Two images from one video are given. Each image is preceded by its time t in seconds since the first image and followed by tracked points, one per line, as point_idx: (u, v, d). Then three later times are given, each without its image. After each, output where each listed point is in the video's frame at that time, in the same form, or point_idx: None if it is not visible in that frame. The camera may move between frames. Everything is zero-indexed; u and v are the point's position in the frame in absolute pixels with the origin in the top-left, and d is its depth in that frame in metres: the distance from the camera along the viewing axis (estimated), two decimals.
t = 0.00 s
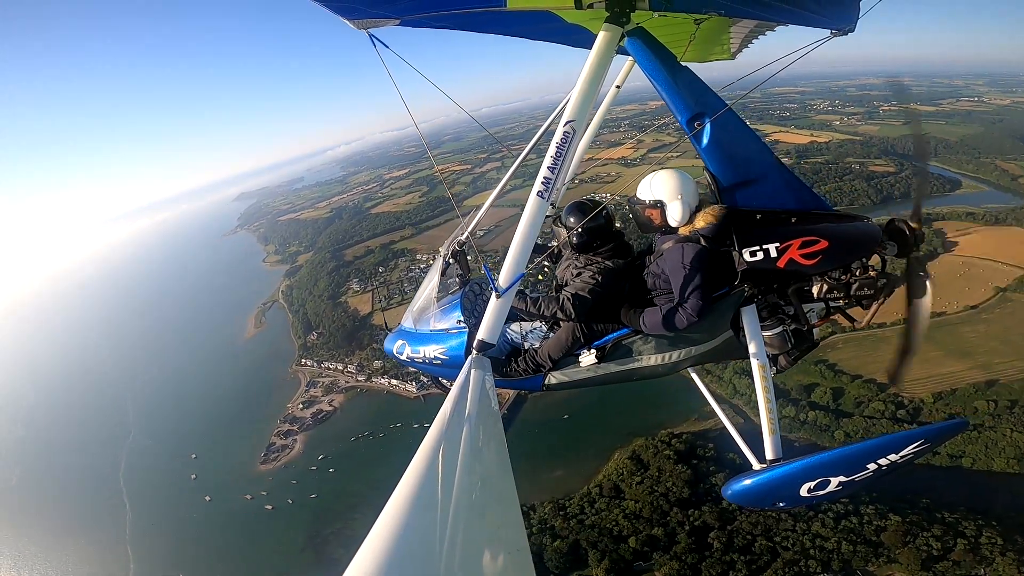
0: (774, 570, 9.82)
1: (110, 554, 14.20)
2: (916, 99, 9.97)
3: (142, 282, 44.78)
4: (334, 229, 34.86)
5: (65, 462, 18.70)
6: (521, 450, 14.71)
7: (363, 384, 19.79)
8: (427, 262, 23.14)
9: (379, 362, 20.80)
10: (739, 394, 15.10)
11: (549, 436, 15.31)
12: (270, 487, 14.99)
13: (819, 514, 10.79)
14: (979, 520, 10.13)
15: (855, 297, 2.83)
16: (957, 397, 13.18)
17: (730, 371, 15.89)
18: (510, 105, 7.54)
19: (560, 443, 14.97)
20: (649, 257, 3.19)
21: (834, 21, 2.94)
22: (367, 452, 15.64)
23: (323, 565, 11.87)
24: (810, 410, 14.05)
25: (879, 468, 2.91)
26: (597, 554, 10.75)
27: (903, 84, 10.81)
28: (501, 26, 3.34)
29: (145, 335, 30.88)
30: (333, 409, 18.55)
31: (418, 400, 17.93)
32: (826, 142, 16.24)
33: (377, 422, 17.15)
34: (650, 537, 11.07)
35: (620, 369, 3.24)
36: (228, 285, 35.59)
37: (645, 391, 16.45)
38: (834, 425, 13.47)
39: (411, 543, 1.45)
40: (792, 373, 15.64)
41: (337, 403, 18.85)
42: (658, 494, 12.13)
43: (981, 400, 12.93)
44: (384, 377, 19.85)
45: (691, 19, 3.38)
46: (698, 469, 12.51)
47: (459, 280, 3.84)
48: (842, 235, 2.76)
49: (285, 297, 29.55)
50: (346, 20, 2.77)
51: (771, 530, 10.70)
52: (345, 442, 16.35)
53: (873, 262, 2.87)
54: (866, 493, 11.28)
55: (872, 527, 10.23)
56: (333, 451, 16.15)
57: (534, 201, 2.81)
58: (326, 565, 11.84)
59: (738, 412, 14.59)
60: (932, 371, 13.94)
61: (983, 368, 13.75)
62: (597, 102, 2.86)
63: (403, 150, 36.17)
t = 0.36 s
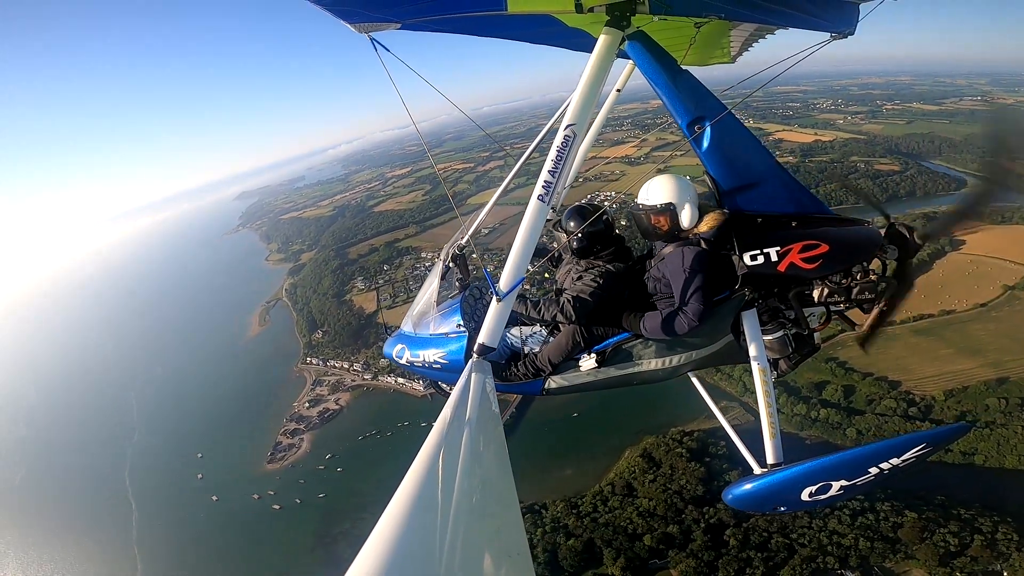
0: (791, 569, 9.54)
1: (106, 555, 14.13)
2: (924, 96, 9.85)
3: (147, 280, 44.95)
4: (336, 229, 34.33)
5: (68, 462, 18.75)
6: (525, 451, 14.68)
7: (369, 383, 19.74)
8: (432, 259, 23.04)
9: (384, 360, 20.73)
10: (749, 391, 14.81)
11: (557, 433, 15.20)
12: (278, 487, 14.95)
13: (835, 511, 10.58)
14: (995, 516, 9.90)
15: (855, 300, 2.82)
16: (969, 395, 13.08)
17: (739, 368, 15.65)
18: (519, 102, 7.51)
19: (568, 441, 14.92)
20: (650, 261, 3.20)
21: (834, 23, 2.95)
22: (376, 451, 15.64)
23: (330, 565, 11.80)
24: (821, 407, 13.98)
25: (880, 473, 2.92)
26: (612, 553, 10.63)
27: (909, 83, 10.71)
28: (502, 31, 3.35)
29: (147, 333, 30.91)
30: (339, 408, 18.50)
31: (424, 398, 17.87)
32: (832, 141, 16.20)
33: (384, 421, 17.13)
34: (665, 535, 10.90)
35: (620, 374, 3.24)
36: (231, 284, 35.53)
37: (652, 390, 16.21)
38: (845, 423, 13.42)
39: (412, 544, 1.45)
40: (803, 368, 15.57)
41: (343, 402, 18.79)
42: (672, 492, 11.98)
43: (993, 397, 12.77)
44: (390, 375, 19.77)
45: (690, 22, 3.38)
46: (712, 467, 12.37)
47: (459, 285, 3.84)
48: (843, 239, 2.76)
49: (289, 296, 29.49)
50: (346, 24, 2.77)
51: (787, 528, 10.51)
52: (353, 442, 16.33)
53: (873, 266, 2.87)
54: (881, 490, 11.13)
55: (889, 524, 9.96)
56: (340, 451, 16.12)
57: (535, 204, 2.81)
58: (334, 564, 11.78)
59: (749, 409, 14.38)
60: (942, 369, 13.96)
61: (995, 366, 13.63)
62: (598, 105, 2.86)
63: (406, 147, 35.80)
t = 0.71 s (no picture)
0: (812, 566, 9.53)
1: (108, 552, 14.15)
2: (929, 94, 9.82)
3: (153, 278, 45.14)
4: (338, 227, 34.26)
5: (74, 461, 18.80)
6: (533, 450, 14.47)
7: (376, 381, 19.70)
8: (437, 257, 22.96)
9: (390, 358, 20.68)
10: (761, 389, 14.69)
11: (567, 430, 14.99)
12: (286, 486, 14.93)
13: (853, 507, 10.50)
14: (1011, 512, 9.95)
15: (858, 303, 2.83)
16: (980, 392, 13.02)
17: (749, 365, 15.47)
18: (528, 98, 7.47)
19: (581, 439, 14.63)
20: (652, 264, 3.20)
21: (835, 26, 2.97)
22: (384, 450, 15.67)
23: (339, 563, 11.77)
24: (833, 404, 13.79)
25: (884, 476, 2.93)
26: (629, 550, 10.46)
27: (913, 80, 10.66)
28: (503, 32, 3.35)
29: (150, 332, 30.90)
30: (346, 406, 18.47)
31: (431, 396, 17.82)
32: (836, 140, 16.15)
33: (390, 420, 17.12)
34: (682, 533, 10.76)
35: (623, 377, 3.24)
36: (235, 283, 35.51)
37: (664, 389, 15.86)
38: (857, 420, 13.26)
39: (411, 541, 1.46)
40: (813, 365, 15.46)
41: (350, 401, 18.77)
42: (687, 489, 11.87)
43: (1005, 394, 12.66)
44: (396, 373, 19.68)
45: (693, 25, 3.38)
46: (726, 465, 12.35)
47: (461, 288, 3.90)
48: (846, 242, 2.75)
49: (294, 295, 29.46)
50: (349, 24, 2.77)
51: (804, 524, 10.48)
52: (360, 441, 16.31)
53: (876, 268, 2.87)
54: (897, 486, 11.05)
55: (907, 520, 9.93)
56: (348, 450, 16.13)
57: (536, 206, 2.81)
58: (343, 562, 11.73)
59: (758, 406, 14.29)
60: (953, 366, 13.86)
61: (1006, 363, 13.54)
62: (600, 107, 2.85)
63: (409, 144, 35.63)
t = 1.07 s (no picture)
0: (830, 564, 9.25)
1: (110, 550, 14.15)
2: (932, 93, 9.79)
3: (155, 278, 45.13)
4: (341, 225, 34.16)
5: (80, 460, 18.86)
6: (542, 447, 14.18)
7: (382, 380, 19.66)
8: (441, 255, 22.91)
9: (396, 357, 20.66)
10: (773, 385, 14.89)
11: (575, 427, 14.74)
12: (293, 486, 14.92)
13: (869, 504, 10.31)
14: None
15: (859, 305, 2.85)
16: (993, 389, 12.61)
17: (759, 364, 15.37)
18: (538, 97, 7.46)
19: (592, 435, 14.41)
20: (653, 266, 3.21)
21: (838, 29, 2.97)
22: (392, 450, 15.68)
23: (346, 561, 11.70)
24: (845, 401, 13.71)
25: (885, 476, 2.93)
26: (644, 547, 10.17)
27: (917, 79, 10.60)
28: (505, 33, 3.36)
29: (155, 331, 30.92)
30: (353, 405, 18.46)
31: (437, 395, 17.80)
32: (840, 139, 16.10)
33: (397, 419, 17.13)
34: (698, 530, 10.44)
35: (624, 379, 3.25)
36: (238, 282, 35.52)
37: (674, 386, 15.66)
38: (869, 417, 13.21)
39: (410, 540, 1.48)
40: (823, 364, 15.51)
41: (357, 400, 18.76)
42: (701, 486, 11.66)
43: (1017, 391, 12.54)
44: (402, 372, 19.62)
45: (696, 28, 3.39)
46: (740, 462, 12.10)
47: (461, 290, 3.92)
48: (847, 245, 2.76)
49: (298, 294, 29.43)
50: (352, 24, 2.78)
51: (821, 521, 10.18)
52: (368, 440, 16.30)
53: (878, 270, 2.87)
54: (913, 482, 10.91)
55: (924, 516, 9.73)
56: (355, 450, 16.14)
57: (537, 207, 2.81)
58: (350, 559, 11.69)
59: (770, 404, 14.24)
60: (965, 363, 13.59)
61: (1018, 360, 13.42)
62: (602, 107, 2.85)
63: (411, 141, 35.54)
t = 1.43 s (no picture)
0: (853, 561, 9.15)
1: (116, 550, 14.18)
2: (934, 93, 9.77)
3: (158, 279, 45.17)
4: (344, 224, 34.14)
5: (86, 459, 18.86)
6: (550, 443, 13.99)
7: (388, 379, 19.55)
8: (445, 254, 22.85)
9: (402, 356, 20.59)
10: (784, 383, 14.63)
11: (580, 426, 14.38)
12: (302, 487, 14.87)
13: (887, 500, 10.21)
14: None
15: (860, 309, 2.86)
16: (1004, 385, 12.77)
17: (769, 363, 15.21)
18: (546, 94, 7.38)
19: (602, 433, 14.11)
20: (652, 268, 3.21)
21: (841, 30, 2.97)
22: (400, 450, 15.62)
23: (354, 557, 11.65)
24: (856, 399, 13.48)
25: (881, 481, 2.93)
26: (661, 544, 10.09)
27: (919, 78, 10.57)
28: (507, 34, 3.36)
29: (159, 331, 30.95)
30: (360, 404, 18.37)
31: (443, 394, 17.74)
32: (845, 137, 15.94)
33: (404, 419, 17.08)
34: (715, 527, 10.39)
35: (622, 380, 3.25)
36: (242, 281, 35.54)
37: (683, 384, 15.33)
38: (882, 414, 12.98)
39: (408, 540, 1.49)
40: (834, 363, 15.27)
41: (363, 399, 18.67)
42: (717, 483, 11.61)
43: None
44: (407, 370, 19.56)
45: (698, 29, 3.38)
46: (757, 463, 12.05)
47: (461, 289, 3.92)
48: (847, 248, 2.75)
49: (302, 292, 29.38)
50: (354, 25, 2.78)
51: (840, 517, 10.05)
52: (376, 439, 16.24)
53: (878, 275, 2.85)
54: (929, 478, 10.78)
55: (942, 512, 9.70)
56: (364, 450, 16.03)
57: (537, 208, 2.81)
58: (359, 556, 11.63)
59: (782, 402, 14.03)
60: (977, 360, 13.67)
61: None
62: (604, 108, 2.84)
63: (413, 140, 35.48)
